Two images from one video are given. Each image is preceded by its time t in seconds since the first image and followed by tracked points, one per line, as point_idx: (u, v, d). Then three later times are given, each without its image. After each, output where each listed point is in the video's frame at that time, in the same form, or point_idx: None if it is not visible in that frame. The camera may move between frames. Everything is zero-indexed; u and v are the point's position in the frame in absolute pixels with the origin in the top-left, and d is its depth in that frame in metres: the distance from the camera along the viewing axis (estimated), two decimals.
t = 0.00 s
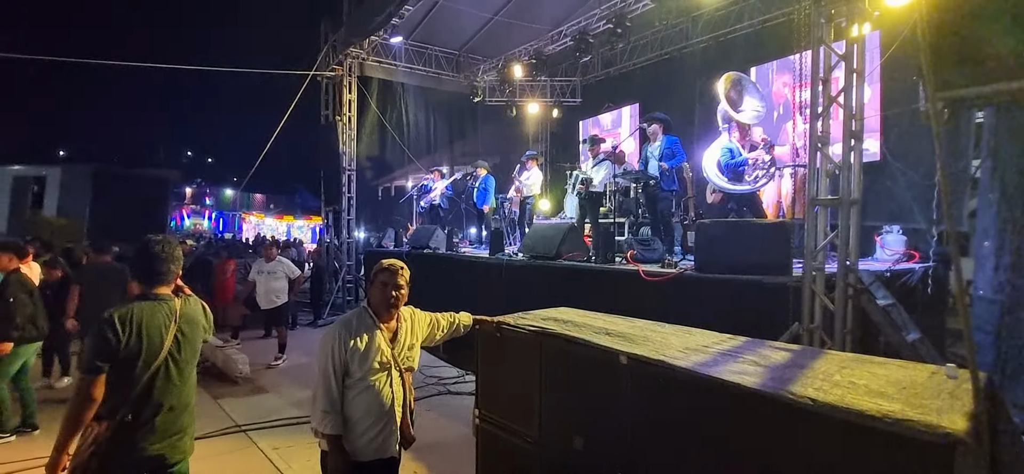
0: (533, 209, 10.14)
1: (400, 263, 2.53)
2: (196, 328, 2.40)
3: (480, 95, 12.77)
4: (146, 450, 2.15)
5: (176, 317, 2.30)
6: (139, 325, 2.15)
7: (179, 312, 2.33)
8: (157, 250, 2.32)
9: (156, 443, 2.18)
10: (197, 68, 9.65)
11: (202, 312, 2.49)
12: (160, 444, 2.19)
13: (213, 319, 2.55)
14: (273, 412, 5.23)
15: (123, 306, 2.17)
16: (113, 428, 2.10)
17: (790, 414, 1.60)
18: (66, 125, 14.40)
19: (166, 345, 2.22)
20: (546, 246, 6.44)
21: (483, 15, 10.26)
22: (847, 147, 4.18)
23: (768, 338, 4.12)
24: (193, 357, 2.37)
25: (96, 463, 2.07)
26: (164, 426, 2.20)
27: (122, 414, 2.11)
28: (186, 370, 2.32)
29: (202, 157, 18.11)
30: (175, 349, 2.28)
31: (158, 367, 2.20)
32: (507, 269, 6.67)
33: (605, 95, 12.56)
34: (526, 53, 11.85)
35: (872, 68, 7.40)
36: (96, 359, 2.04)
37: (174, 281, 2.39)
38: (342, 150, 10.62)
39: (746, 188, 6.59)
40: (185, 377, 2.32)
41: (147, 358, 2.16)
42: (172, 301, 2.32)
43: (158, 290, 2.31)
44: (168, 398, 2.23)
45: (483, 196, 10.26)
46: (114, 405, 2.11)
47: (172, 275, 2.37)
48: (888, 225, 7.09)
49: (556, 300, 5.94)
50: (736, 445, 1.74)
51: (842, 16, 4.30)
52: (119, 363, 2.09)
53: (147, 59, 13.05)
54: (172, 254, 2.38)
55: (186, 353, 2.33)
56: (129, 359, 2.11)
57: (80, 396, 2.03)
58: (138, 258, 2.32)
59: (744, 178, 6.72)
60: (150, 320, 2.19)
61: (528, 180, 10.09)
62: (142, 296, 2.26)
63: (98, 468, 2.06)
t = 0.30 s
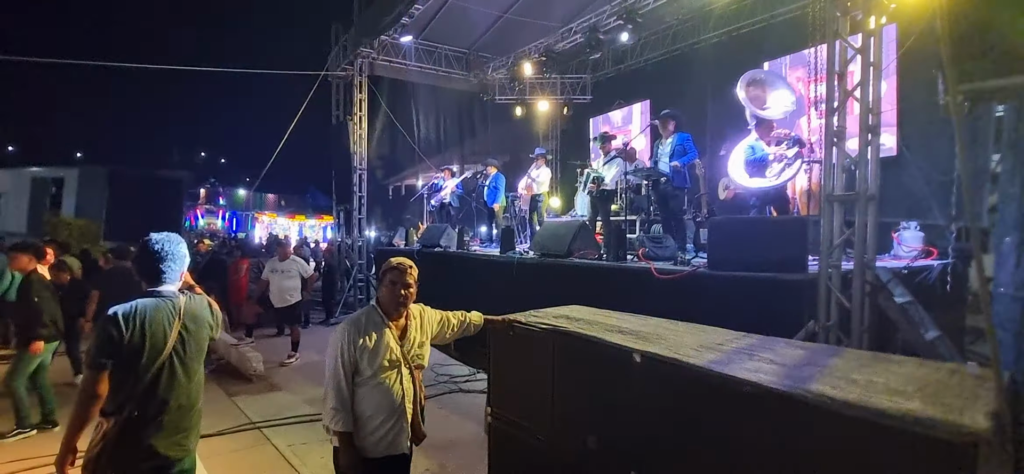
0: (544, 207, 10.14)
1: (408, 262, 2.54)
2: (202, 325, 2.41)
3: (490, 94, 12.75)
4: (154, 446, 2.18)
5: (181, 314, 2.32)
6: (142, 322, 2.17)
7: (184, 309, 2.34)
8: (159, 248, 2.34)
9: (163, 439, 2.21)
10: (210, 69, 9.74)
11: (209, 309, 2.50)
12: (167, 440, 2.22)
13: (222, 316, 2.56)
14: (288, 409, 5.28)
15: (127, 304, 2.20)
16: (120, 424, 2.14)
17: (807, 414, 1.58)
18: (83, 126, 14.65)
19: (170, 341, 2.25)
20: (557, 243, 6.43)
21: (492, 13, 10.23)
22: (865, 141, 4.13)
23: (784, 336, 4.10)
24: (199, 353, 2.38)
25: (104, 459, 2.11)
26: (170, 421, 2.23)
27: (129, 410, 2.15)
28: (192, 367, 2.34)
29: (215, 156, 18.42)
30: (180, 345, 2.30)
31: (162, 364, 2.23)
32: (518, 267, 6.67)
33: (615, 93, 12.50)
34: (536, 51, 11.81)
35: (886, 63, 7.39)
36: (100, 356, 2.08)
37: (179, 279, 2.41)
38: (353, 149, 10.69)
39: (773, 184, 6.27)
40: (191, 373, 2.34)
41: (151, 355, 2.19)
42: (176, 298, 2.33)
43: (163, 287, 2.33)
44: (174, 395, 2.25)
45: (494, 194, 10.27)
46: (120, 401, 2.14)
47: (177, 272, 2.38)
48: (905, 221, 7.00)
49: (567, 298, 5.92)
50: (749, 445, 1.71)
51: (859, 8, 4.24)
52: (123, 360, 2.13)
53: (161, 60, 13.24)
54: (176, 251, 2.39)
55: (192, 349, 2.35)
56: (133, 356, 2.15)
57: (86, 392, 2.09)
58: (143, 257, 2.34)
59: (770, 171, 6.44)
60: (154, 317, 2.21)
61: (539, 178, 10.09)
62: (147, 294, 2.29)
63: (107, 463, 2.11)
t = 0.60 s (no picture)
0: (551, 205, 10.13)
1: (412, 260, 2.55)
2: (210, 320, 2.51)
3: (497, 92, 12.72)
4: (165, 436, 2.30)
5: (189, 309, 2.43)
6: (150, 317, 2.30)
7: (193, 305, 2.45)
8: (168, 246, 2.46)
9: (173, 429, 2.31)
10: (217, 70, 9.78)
11: (219, 306, 2.60)
12: (177, 431, 2.33)
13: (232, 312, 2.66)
14: (298, 406, 5.31)
15: (137, 301, 2.33)
16: (133, 414, 2.26)
17: (818, 413, 1.56)
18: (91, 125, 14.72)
19: (177, 336, 2.35)
20: (564, 242, 6.43)
21: (498, 11, 10.21)
22: (876, 137, 4.08)
23: (794, 334, 4.07)
24: (208, 348, 2.48)
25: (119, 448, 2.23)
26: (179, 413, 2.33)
27: (140, 402, 2.26)
28: (201, 360, 2.43)
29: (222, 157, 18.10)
30: (189, 340, 2.41)
31: (171, 357, 2.33)
32: (525, 266, 6.67)
33: (622, 90, 12.46)
34: (542, 49, 11.78)
35: (899, 58, 7.27)
36: (111, 350, 2.22)
37: (190, 276, 2.52)
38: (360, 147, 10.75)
39: (790, 179, 6.11)
40: (201, 367, 2.44)
41: (159, 349, 2.30)
42: (185, 294, 2.44)
43: (173, 284, 2.45)
44: (183, 387, 2.35)
45: (500, 191, 10.27)
46: (130, 394, 2.26)
47: (187, 270, 2.49)
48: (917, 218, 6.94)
49: (575, 297, 5.91)
50: (760, 443, 1.70)
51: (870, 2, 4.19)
52: (133, 353, 2.25)
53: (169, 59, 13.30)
54: (186, 249, 2.50)
55: (201, 344, 2.45)
56: (143, 350, 2.27)
57: (99, 385, 2.22)
58: (154, 255, 2.46)
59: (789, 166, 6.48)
60: (160, 312, 2.32)
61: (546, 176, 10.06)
62: (157, 291, 2.41)
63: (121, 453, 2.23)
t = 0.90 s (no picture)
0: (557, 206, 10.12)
1: (418, 260, 2.55)
2: (237, 320, 2.61)
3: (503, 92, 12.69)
4: (191, 431, 2.39)
5: (217, 308, 2.53)
6: (180, 315, 2.40)
7: (220, 304, 2.55)
8: (199, 249, 2.56)
9: (200, 421, 2.41)
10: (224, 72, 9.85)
11: (245, 306, 2.70)
12: (204, 426, 2.42)
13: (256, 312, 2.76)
14: (305, 406, 5.34)
15: (168, 300, 2.43)
16: (163, 408, 2.36)
17: (827, 413, 1.55)
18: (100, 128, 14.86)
19: (206, 333, 2.45)
20: (570, 242, 6.43)
21: (504, 12, 10.22)
22: (885, 136, 4.04)
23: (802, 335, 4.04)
24: (234, 346, 2.58)
25: (149, 439, 2.33)
26: (205, 407, 2.43)
27: (170, 396, 2.35)
28: (227, 358, 2.53)
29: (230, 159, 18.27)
30: (216, 338, 2.50)
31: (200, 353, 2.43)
32: (531, 266, 6.67)
33: (629, 90, 12.43)
34: (548, 49, 11.79)
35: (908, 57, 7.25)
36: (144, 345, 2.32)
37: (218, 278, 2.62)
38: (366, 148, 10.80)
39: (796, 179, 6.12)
40: (227, 364, 2.53)
41: (190, 347, 2.39)
42: (213, 294, 2.55)
43: (203, 284, 2.55)
44: (210, 383, 2.44)
45: (506, 192, 10.30)
46: (159, 390, 2.35)
47: (215, 271, 2.60)
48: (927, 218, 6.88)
49: (581, 297, 5.90)
50: (768, 444, 1.69)
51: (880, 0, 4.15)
52: (164, 349, 2.35)
53: (177, 61, 13.39)
54: (215, 252, 2.61)
55: (227, 342, 2.55)
56: (174, 346, 2.36)
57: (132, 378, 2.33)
58: (185, 257, 2.58)
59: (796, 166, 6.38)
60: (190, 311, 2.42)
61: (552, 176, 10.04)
62: (187, 290, 2.51)
63: (151, 444, 2.33)
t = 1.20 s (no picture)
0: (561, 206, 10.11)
1: (426, 259, 2.54)
2: (265, 316, 2.75)
3: (507, 92, 12.69)
4: (226, 419, 2.53)
5: (248, 304, 2.66)
6: (216, 310, 2.52)
7: (250, 301, 2.69)
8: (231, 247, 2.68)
9: (233, 409, 2.54)
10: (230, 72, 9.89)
11: (271, 303, 2.85)
12: (238, 414, 2.56)
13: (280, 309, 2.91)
14: (309, 405, 5.35)
15: (204, 296, 2.55)
16: (198, 397, 2.47)
17: (835, 414, 1.54)
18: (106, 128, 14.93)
19: (239, 328, 2.58)
20: (574, 241, 6.43)
21: (508, 12, 10.22)
22: (892, 135, 4.03)
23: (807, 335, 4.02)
24: (264, 340, 2.72)
25: (184, 426, 2.44)
26: (238, 397, 2.56)
27: (206, 386, 2.47)
28: (257, 352, 2.67)
29: (235, 159, 18.34)
30: (247, 332, 2.64)
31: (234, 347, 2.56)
32: (536, 266, 6.67)
33: (633, 89, 12.40)
34: (552, 48, 11.81)
35: (914, 55, 7.22)
36: (184, 338, 2.44)
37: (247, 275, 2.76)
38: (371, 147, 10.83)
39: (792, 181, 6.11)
40: (257, 356, 2.67)
41: (223, 343, 2.51)
42: (245, 291, 2.68)
43: (234, 281, 2.68)
44: (242, 374, 2.58)
45: (510, 192, 10.26)
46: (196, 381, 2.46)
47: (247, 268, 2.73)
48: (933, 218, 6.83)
49: (585, 297, 5.89)
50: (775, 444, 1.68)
51: None
52: (201, 342, 2.47)
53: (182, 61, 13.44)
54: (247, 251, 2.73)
55: (257, 336, 2.68)
56: (211, 339, 2.49)
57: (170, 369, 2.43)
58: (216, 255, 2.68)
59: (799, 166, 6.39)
60: (226, 306, 2.55)
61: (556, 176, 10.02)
62: (221, 286, 2.63)
63: (187, 431, 2.44)
